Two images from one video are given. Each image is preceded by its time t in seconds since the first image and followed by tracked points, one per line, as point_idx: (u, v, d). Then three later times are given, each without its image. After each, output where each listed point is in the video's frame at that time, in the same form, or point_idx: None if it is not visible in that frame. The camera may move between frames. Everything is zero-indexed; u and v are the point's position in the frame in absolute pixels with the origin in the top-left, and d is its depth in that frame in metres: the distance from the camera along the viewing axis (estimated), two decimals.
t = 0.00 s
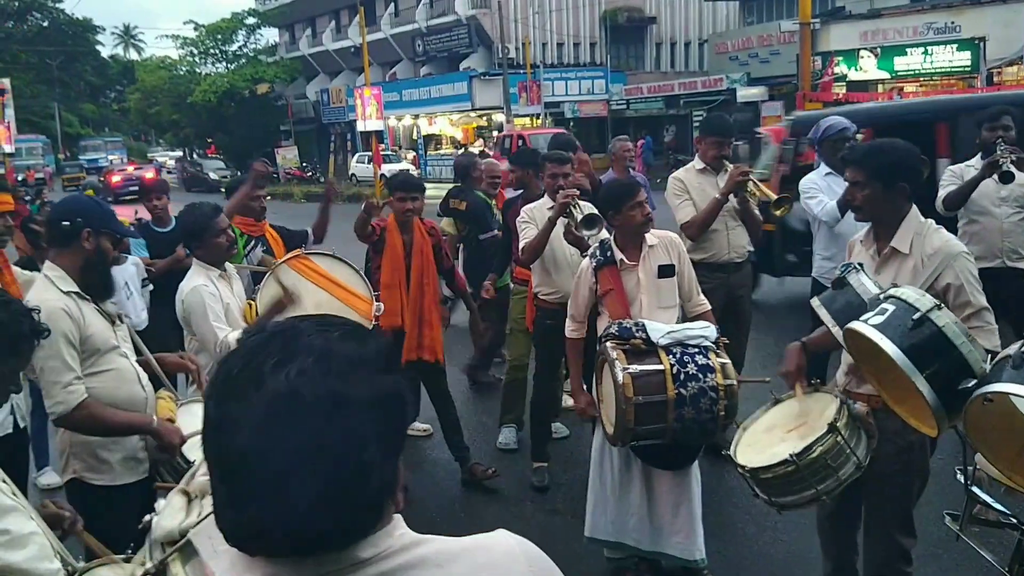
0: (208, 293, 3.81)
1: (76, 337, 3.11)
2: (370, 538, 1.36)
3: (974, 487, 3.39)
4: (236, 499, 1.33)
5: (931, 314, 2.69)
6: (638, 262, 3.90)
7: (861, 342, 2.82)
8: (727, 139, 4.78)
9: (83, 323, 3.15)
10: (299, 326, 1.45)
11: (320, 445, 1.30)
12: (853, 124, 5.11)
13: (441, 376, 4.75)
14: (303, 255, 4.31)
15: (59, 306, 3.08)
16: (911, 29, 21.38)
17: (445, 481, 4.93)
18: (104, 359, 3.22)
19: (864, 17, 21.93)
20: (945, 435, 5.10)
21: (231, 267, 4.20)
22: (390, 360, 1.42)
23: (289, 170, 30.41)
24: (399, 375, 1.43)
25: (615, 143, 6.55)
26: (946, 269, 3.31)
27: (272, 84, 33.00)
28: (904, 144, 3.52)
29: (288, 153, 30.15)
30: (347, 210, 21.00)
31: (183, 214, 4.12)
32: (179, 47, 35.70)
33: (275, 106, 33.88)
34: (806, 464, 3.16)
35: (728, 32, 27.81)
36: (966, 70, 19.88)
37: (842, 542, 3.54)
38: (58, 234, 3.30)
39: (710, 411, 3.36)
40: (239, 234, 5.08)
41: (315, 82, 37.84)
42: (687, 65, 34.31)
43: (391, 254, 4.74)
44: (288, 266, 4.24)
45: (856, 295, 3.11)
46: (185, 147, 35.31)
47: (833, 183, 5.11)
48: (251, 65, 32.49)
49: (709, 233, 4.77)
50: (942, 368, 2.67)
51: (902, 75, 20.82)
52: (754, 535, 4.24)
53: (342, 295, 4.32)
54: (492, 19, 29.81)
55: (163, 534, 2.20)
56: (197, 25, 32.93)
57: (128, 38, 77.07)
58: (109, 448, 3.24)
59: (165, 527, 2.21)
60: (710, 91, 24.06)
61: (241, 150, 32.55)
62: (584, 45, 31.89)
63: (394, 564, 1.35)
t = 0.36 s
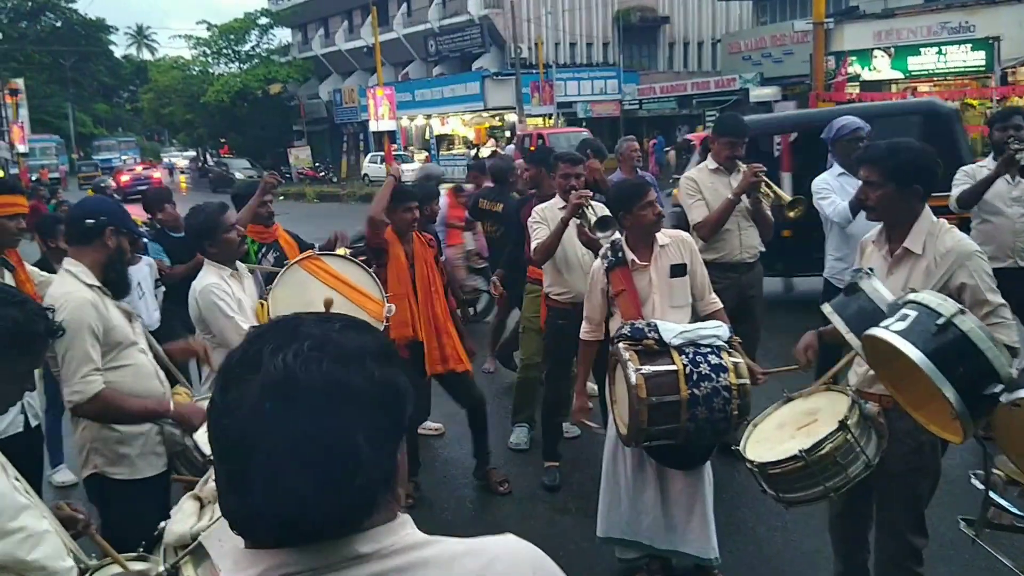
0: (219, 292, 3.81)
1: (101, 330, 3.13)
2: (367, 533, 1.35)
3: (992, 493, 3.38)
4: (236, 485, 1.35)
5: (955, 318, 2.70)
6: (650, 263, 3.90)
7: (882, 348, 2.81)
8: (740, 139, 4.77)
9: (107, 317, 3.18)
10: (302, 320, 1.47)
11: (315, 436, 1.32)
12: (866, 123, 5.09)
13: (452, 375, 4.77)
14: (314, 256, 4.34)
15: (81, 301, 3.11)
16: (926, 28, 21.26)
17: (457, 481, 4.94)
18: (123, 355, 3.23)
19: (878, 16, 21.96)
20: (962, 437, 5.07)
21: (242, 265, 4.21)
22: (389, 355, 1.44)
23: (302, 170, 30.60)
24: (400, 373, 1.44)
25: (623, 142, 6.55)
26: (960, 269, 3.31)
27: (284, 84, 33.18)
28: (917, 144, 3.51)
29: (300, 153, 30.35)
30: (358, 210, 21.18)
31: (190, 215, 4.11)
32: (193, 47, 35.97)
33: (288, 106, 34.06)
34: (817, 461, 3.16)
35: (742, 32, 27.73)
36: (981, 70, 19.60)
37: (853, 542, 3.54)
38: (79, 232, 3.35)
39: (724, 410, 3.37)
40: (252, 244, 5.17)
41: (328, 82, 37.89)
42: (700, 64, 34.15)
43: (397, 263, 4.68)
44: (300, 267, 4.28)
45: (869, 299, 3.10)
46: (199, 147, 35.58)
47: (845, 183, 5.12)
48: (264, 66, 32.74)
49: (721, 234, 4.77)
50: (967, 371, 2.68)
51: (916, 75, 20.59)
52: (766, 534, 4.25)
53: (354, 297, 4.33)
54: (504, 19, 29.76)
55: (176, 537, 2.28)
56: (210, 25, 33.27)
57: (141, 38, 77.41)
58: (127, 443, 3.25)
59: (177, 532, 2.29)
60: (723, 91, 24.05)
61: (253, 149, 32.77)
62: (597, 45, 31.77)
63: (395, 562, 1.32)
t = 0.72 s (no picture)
0: (235, 292, 3.83)
1: (122, 328, 3.15)
2: (378, 534, 1.36)
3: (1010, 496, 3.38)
4: (248, 488, 1.36)
5: (979, 322, 2.70)
6: (667, 262, 3.90)
7: (905, 351, 2.81)
8: (756, 139, 4.77)
9: (128, 316, 3.20)
10: (310, 322, 1.47)
11: (320, 437, 1.32)
12: (881, 124, 5.10)
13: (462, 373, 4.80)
14: (329, 256, 4.35)
15: (102, 302, 3.13)
16: (940, 27, 20.91)
17: (471, 478, 4.99)
18: (143, 354, 3.25)
19: (892, 16, 21.84)
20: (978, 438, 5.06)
21: (259, 266, 4.24)
22: (400, 357, 1.43)
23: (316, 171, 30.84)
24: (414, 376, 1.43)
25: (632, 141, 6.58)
26: (977, 269, 3.31)
27: (298, 84, 33.45)
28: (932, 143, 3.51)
29: (314, 152, 30.57)
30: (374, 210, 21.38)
31: (208, 216, 4.13)
32: (207, 47, 36.32)
33: (302, 106, 34.26)
34: (832, 461, 3.16)
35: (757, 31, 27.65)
36: (997, 69, 19.51)
37: (865, 541, 3.54)
38: (108, 234, 3.37)
39: (737, 411, 3.38)
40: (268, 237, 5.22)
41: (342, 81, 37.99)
42: (714, 63, 34.03)
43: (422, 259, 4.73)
44: (314, 266, 4.30)
45: (887, 301, 3.10)
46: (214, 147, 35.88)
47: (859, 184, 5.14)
48: (279, 66, 33.03)
49: (735, 234, 4.79)
50: (990, 375, 2.69)
51: (930, 74, 20.55)
52: (777, 532, 4.27)
53: (369, 296, 4.32)
54: (519, 19, 29.72)
55: (201, 527, 2.28)
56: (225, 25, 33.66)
57: (156, 38, 77.74)
58: (147, 439, 3.28)
59: (203, 522, 2.29)
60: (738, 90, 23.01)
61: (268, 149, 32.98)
62: (611, 44, 31.68)
63: (404, 564, 1.32)
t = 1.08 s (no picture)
0: (248, 291, 3.82)
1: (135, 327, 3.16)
2: (393, 531, 1.33)
3: None
4: (264, 481, 1.35)
5: (987, 320, 2.67)
6: (684, 262, 3.89)
7: (915, 349, 2.80)
8: (769, 139, 4.76)
9: (141, 314, 3.21)
10: (339, 315, 1.46)
11: (341, 433, 1.31)
12: (896, 126, 5.06)
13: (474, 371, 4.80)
14: (342, 256, 4.36)
15: (115, 300, 3.14)
16: (957, 27, 20.40)
17: (484, 478, 4.99)
18: (153, 351, 3.27)
19: (909, 14, 21.13)
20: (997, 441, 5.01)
21: (274, 266, 4.24)
22: (425, 354, 1.41)
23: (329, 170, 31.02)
24: (437, 375, 1.42)
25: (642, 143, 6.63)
26: (994, 268, 3.28)
27: (314, 84, 33.67)
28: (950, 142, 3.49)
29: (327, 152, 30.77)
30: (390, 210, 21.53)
31: (227, 216, 4.13)
32: (223, 47, 36.56)
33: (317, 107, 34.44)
34: (849, 462, 3.14)
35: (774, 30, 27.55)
36: (1015, 70, 19.37)
37: (882, 544, 3.51)
38: (125, 235, 3.36)
39: (756, 412, 3.36)
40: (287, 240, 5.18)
41: (357, 81, 38.11)
42: (731, 62, 33.89)
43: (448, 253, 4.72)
44: (328, 265, 4.30)
45: (901, 301, 3.08)
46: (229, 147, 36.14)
47: (874, 184, 5.10)
48: (294, 65, 33.23)
49: (749, 234, 4.77)
50: (998, 374, 2.66)
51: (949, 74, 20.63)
52: (792, 534, 4.25)
53: (382, 296, 4.33)
54: (533, 19, 29.70)
55: (222, 526, 2.29)
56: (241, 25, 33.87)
57: (171, 37, 78.31)
58: (156, 435, 3.28)
59: (224, 521, 2.30)
60: (753, 91, 22.93)
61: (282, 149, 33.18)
62: (626, 44, 31.59)
63: (416, 566, 1.29)
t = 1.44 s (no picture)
0: (263, 290, 3.83)
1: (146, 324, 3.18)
2: (402, 532, 1.32)
3: None
4: (268, 481, 1.35)
5: (1002, 321, 2.65)
6: (698, 263, 3.88)
7: (929, 350, 2.78)
8: (779, 139, 4.75)
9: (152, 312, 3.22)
10: (353, 316, 1.47)
11: (348, 434, 1.30)
12: (910, 126, 5.05)
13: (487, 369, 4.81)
14: (356, 255, 4.39)
15: (128, 299, 3.16)
16: (973, 27, 20.29)
17: (498, 479, 4.99)
18: (167, 349, 3.28)
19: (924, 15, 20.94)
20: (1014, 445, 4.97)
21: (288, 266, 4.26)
22: (432, 356, 1.40)
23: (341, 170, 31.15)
24: (447, 375, 1.41)
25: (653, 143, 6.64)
26: (1010, 271, 3.26)
27: (326, 84, 33.82)
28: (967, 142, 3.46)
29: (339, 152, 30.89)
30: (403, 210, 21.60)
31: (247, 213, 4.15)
32: (236, 47, 36.80)
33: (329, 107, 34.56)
34: (864, 465, 3.12)
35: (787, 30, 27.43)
36: None
37: (897, 547, 3.50)
38: (130, 231, 3.41)
39: (770, 413, 3.34)
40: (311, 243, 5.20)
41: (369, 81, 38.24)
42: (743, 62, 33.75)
43: (492, 241, 4.76)
44: (342, 265, 4.32)
45: (917, 302, 3.06)
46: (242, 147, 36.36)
47: (886, 184, 5.09)
48: (306, 65, 33.40)
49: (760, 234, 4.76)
50: (1015, 375, 2.63)
51: (964, 74, 20.34)
52: (806, 536, 4.24)
53: (394, 296, 4.33)
54: (546, 18, 29.68)
55: (243, 523, 2.39)
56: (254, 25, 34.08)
57: (185, 39, 78.80)
58: (169, 433, 3.30)
59: (246, 519, 2.39)
60: (766, 90, 22.85)
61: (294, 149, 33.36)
62: (638, 44, 31.50)
63: (432, 567, 1.28)
